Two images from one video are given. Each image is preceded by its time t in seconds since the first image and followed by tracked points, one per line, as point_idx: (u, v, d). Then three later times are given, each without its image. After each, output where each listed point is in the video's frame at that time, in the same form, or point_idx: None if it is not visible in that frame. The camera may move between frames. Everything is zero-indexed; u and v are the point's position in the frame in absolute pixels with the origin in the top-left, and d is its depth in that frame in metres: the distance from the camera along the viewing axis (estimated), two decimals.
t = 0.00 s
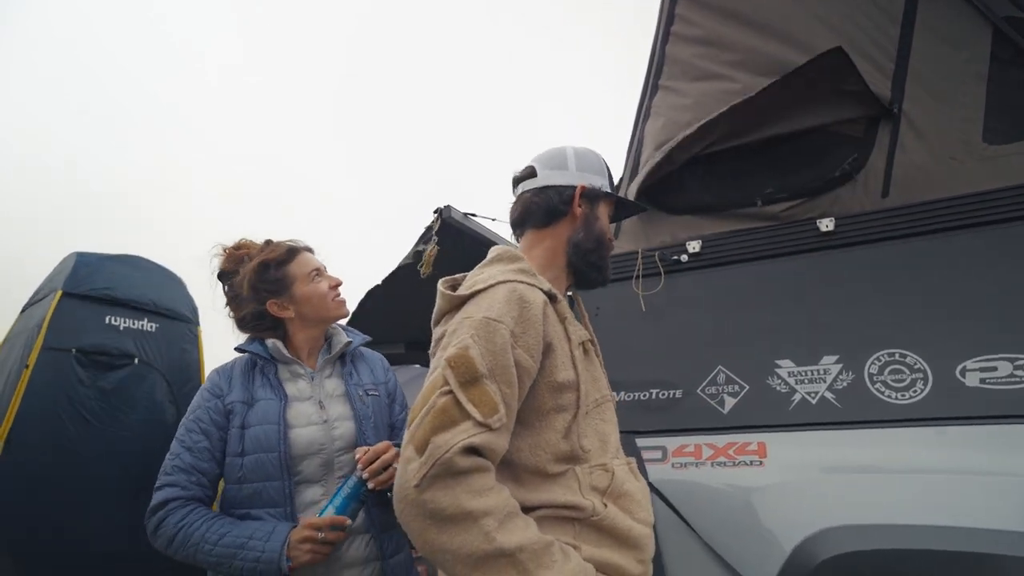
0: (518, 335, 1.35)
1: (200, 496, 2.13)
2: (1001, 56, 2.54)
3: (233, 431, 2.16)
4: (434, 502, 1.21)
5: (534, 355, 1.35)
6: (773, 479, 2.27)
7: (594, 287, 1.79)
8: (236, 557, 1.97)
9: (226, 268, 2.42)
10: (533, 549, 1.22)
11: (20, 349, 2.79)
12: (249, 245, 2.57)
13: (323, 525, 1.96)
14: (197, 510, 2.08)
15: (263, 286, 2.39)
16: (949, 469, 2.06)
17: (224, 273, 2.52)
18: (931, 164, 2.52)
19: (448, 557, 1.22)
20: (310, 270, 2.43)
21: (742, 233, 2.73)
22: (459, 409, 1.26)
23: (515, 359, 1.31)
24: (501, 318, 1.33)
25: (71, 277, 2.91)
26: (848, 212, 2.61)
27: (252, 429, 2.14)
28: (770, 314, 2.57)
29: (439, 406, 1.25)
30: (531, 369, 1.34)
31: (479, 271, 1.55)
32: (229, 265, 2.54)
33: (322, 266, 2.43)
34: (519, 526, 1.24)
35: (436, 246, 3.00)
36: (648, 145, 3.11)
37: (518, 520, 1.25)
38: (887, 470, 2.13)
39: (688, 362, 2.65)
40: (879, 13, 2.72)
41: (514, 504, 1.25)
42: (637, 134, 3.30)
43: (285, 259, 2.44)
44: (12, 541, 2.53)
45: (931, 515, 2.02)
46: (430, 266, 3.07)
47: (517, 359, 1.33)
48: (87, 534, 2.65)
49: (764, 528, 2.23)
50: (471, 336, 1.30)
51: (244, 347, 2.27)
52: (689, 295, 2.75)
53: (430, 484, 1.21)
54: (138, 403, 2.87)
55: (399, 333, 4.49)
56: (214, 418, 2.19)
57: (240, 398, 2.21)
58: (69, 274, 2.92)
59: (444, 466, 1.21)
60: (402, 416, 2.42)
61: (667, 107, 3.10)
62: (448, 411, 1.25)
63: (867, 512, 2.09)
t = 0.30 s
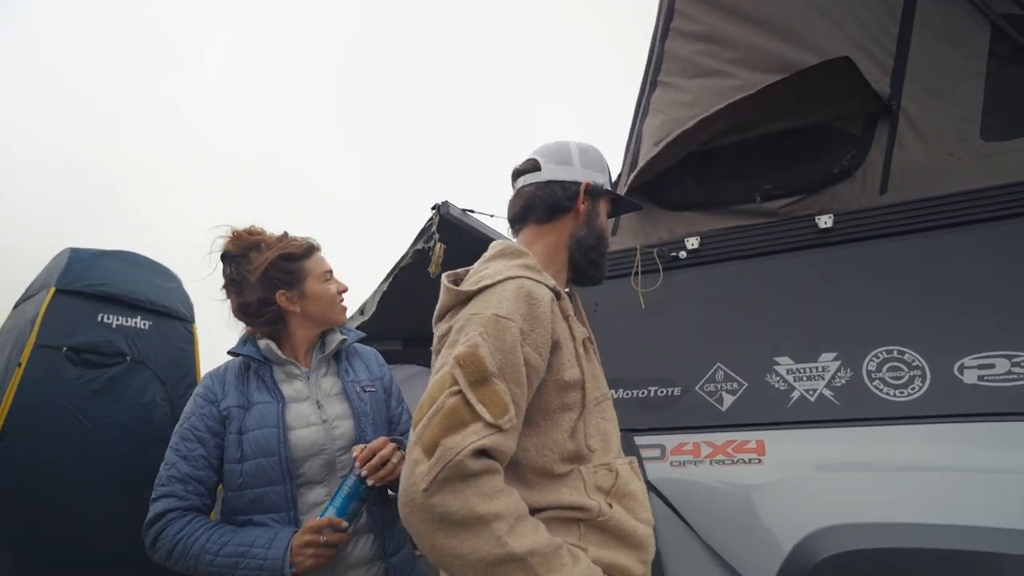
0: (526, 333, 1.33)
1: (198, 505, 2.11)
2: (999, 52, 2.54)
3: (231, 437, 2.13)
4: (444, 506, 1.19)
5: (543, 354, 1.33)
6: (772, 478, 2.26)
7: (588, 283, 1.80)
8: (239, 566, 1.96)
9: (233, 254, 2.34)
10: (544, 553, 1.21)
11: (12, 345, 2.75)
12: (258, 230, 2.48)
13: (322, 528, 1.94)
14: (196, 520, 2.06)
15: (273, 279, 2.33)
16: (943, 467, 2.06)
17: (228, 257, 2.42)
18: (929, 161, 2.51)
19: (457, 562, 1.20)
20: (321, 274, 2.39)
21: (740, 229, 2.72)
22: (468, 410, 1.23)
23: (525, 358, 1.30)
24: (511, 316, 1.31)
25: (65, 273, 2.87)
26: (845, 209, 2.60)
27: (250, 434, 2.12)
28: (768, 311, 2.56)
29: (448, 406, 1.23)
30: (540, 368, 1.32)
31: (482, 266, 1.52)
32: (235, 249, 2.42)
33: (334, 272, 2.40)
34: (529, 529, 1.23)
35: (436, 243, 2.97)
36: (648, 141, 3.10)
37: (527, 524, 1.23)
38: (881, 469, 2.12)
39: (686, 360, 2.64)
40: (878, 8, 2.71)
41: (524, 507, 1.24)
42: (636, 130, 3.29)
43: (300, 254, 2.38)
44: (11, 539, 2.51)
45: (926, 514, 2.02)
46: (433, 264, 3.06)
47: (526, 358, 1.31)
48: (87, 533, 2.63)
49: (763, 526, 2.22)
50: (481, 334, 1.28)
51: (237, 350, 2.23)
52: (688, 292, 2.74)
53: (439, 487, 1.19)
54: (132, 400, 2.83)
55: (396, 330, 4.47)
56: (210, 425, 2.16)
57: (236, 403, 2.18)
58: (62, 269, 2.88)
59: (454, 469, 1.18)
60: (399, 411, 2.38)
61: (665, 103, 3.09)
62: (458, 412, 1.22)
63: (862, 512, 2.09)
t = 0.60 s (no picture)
0: (545, 344, 1.34)
1: (185, 524, 2.04)
2: (980, 65, 2.62)
3: (220, 455, 2.08)
4: (467, 517, 1.16)
5: (560, 365, 1.35)
6: (768, 489, 2.25)
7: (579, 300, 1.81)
8: None
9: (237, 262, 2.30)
10: (565, 565, 1.20)
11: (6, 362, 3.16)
12: (263, 241, 2.44)
13: (317, 546, 1.90)
14: (183, 539, 2.00)
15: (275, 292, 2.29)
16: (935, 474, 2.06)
17: (229, 264, 2.37)
18: (914, 171, 2.55)
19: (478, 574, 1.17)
20: (320, 295, 2.36)
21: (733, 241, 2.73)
22: (491, 419, 1.21)
23: (544, 369, 1.30)
24: (530, 326, 1.31)
25: (54, 297, 3.30)
26: (837, 219, 2.62)
27: (241, 452, 2.08)
28: (760, 322, 2.57)
29: (472, 415, 1.20)
30: (557, 380, 1.34)
31: (493, 277, 1.53)
32: (237, 258, 2.38)
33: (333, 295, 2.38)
34: (548, 541, 1.21)
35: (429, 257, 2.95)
36: (638, 154, 3.13)
37: (547, 536, 1.22)
38: (875, 478, 2.12)
39: (680, 371, 2.64)
40: (859, 24, 2.76)
41: (542, 519, 1.23)
42: (626, 145, 3.32)
43: (304, 272, 2.36)
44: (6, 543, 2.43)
45: (920, 523, 2.01)
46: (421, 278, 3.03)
47: (545, 369, 1.32)
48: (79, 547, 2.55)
49: (762, 537, 2.20)
50: (502, 344, 1.27)
51: (228, 368, 2.19)
52: (679, 304, 2.75)
53: (463, 498, 1.16)
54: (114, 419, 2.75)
55: (388, 346, 4.43)
56: (199, 442, 2.10)
57: (226, 420, 2.13)
58: (52, 293, 3.32)
59: (479, 479, 1.16)
60: (389, 427, 2.38)
61: (654, 117, 3.12)
62: (483, 421, 1.20)
63: (859, 522, 2.08)
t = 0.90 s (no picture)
0: (564, 331, 1.35)
1: (173, 498, 2.06)
2: (991, 57, 2.61)
3: (212, 434, 2.09)
4: (489, 497, 1.16)
5: (578, 351, 1.36)
6: (771, 481, 2.26)
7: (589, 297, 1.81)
8: (205, 563, 1.93)
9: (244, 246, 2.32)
10: (582, 548, 1.21)
11: (19, 352, 3.17)
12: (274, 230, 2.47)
13: (296, 532, 1.91)
14: (169, 512, 2.01)
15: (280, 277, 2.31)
16: (936, 470, 2.06)
17: (240, 250, 2.41)
18: (923, 165, 2.54)
19: (497, 552, 1.17)
20: (325, 283, 2.37)
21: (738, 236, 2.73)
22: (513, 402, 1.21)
23: (563, 355, 1.32)
24: (551, 312, 1.32)
25: (65, 285, 3.30)
26: (844, 212, 2.61)
27: (232, 433, 2.08)
28: (765, 315, 2.57)
29: (494, 397, 1.20)
30: (575, 366, 1.35)
31: (510, 265, 1.52)
32: (249, 244, 2.42)
33: (338, 284, 2.38)
34: (566, 524, 1.22)
35: (428, 250, 2.94)
36: (643, 147, 3.12)
37: (564, 518, 1.23)
38: (875, 472, 2.13)
39: (683, 363, 2.64)
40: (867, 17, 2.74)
41: (560, 502, 1.23)
42: (631, 138, 3.31)
43: (311, 261, 2.37)
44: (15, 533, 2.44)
45: (921, 518, 2.01)
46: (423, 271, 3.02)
47: (565, 356, 1.33)
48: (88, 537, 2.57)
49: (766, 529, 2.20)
50: (523, 329, 1.27)
51: (229, 349, 2.22)
52: (683, 296, 2.75)
53: (485, 478, 1.16)
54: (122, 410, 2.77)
55: (392, 339, 4.44)
56: (194, 419, 2.12)
57: (221, 400, 2.15)
58: (63, 282, 3.32)
59: (501, 460, 1.16)
60: (383, 424, 2.38)
61: (660, 110, 3.11)
62: (505, 403, 1.20)
63: (862, 515, 2.07)
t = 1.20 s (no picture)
0: (579, 322, 1.34)
1: (165, 485, 2.08)
2: (1017, 46, 2.53)
3: (206, 423, 2.12)
4: (500, 485, 1.16)
5: (594, 343, 1.35)
6: (788, 476, 2.23)
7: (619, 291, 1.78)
8: (186, 552, 1.94)
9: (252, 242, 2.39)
10: (594, 539, 1.19)
11: (39, 348, 3.23)
12: (285, 229, 2.53)
13: (273, 526, 1.92)
14: (159, 499, 2.04)
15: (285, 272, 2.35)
16: (952, 466, 2.03)
17: (251, 245, 2.46)
18: (944, 156, 2.50)
19: (509, 541, 1.17)
20: (331, 279, 2.38)
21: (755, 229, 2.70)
22: (525, 393, 1.22)
23: (577, 346, 1.31)
24: (566, 304, 1.32)
25: (86, 282, 3.36)
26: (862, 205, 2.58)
27: (225, 423, 2.11)
28: (780, 309, 2.55)
29: (506, 387, 1.21)
30: (591, 357, 1.34)
31: (528, 260, 1.52)
32: (260, 240, 2.47)
33: (343, 280, 2.39)
34: (578, 514, 1.21)
35: (447, 245, 2.95)
36: (658, 141, 3.11)
37: (577, 509, 1.22)
38: (891, 468, 2.10)
39: (696, 356, 2.64)
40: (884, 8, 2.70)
41: (573, 492, 1.22)
42: (646, 132, 3.30)
43: (317, 256, 2.40)
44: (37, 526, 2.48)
45: (938, 514, 1.98)
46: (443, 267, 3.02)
47: (579, 347, 1.32)
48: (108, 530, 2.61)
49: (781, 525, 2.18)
50: (536, 321, 1.27)
51: (230, 341, 2.25)
52: (701, 291, 2.72)
53: (496, 467, 1.16)
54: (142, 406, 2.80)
55: (406, 335, 4.46)
56: (191, 409, 2.16)
57: (218, 391, 2.18)
58: (83, 278, 3.37)
59: (512, 449, 1.16)
60: (384, 425, 2.39)
61: (675, 103, 3.09)
62: (516, 394, 1.21)
63: (882, 510, 2.05)
